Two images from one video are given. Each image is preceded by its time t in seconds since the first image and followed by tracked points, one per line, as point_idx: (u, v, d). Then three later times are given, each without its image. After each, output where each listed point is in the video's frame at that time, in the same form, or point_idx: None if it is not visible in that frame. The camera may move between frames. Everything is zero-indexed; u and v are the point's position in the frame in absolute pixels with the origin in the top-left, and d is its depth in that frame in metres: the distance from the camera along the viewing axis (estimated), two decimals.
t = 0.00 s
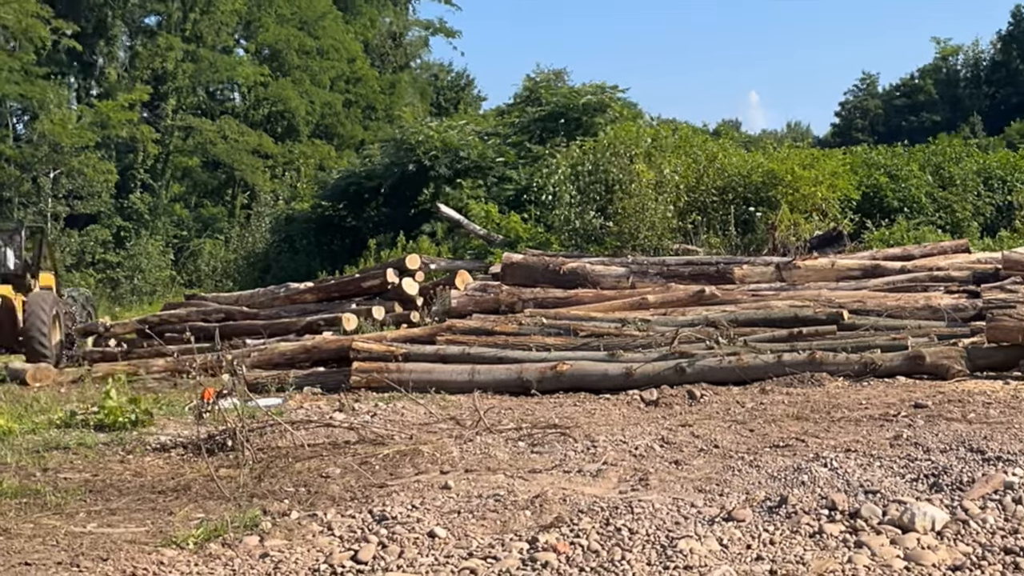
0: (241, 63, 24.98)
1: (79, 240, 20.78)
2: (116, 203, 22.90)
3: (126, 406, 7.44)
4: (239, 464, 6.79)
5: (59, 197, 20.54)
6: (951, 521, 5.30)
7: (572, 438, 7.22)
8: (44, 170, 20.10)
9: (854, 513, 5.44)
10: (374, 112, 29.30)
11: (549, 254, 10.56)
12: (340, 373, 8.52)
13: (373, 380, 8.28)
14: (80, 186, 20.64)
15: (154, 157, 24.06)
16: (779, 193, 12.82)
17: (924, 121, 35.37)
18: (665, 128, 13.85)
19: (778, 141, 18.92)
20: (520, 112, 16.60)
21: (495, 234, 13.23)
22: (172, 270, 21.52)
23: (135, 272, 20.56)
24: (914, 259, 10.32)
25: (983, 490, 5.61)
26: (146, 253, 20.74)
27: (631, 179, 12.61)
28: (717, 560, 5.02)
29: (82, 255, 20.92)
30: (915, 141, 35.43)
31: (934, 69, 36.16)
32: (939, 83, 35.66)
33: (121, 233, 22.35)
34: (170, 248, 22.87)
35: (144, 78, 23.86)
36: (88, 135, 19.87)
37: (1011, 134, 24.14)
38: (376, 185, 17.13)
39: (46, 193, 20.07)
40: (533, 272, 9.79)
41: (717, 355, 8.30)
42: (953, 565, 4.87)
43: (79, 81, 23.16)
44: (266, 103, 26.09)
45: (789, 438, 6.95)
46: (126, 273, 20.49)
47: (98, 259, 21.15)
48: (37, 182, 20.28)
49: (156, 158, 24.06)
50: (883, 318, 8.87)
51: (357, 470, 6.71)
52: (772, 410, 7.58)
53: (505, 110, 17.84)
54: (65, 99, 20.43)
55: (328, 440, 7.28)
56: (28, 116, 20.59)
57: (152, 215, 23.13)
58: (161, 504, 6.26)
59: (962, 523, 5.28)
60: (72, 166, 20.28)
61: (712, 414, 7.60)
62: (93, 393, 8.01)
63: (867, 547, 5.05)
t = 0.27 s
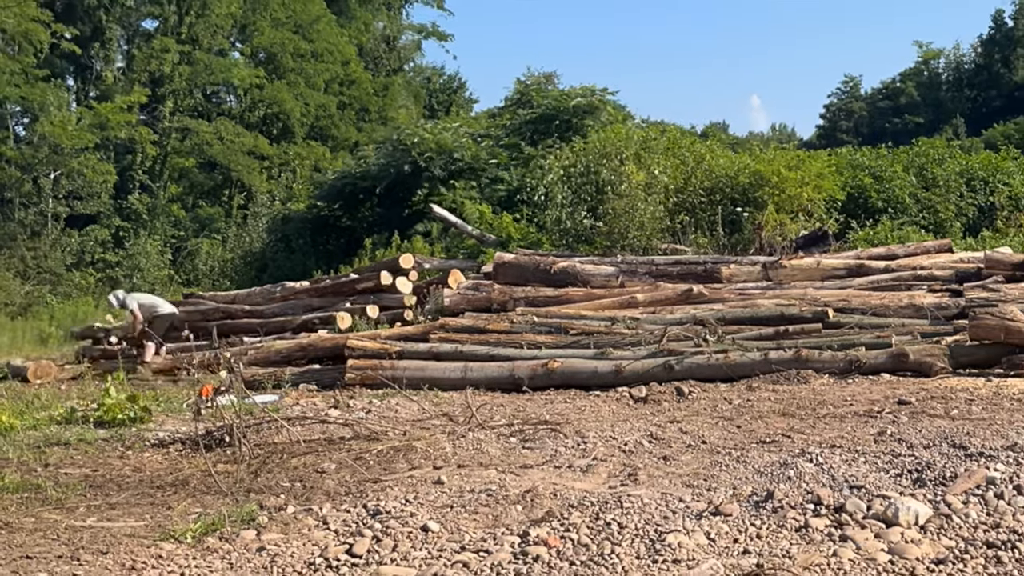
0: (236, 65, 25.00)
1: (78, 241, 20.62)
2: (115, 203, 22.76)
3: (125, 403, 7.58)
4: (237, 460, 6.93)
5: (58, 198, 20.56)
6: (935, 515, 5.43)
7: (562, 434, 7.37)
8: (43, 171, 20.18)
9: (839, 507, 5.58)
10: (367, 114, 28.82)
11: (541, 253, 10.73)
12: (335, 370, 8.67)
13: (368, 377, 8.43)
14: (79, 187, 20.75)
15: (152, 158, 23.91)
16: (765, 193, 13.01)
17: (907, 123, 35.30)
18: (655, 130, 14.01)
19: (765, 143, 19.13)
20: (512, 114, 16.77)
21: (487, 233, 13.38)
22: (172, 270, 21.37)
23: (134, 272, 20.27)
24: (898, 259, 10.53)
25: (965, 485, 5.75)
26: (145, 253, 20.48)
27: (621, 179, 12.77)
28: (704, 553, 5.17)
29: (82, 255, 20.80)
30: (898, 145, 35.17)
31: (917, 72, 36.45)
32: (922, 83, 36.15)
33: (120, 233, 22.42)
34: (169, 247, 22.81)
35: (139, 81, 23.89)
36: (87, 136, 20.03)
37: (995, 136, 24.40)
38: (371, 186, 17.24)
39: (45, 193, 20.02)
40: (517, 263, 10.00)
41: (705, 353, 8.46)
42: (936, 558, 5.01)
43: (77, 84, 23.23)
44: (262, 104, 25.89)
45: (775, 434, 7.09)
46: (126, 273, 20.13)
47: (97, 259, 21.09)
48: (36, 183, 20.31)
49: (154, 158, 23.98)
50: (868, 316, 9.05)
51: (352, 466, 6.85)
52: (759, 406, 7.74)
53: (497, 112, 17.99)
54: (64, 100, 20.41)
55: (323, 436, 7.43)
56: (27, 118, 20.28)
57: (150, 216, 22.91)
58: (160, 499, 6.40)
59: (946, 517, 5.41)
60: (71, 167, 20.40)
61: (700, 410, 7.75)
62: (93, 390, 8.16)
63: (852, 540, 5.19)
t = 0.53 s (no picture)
0: (234, 68, 24.61)
1: (78, 241, 20.70)
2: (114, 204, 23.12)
3: (124, 400, 7.73)
4: (234, 456, 7.07)
5: (60, 199, 20.55)
6: (918, 510, 5.59)
7: (553, 430, 7.53)
8: (45, 172, 20.12)
9: (824, 502, 5.73)
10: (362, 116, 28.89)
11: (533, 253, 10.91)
12: (331, 367, 8.81)
13: (362, 374, 8.57)
14: (80, 189, 20.75)
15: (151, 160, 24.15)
16: (752, 194, 13.19)
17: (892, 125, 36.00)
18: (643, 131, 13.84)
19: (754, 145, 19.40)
20: (504, 116, 16.94)
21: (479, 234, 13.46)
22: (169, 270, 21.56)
23: (134, 271, 20.55)
24: (883, 259, 10.74)
25: (949, 480, 5.92)
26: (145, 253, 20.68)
27: (611, 179, 12.94)
28: (693, 548, 5.32)
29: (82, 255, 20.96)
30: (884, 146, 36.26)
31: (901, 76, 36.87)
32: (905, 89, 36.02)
33: (119, 233, 22.56)
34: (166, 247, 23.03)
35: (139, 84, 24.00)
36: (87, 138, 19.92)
37: (976, 138, 24.73)
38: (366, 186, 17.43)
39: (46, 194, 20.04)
40: (510, 264, 10.17)
41: (694, 351, 8.63)
42: (920, 551, 5.16)
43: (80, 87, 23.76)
44: (259, 108, 25.85)
45: (762, 430, 7.25)
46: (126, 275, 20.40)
47: (98, 260, 21.29)
48: (38, 184, 20.23)
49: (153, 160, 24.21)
50: (853, 315, 9.23)
51: (347, 462, 7.00)
52: (746, 403, 7.91)
53: (490, 114, 18.18)
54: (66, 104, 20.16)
55: (319, 432, 7.58)
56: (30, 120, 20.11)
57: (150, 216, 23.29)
58: (158, 494, 6.54)
59: (929, 512, 5.57)
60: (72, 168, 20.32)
61: (689, 407, 7.90)
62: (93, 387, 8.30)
63: (838, 534, 5.35)
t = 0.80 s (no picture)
0: (231, 72, 25.38)
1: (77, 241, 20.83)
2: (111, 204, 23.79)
3: (123, 397, 7.87)
4: (231, 452, 7.21)
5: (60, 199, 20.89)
6: (903, 504, 5.66)
7: (544, 426, 7.68)
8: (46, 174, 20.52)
9: (810, 497, 5.81)
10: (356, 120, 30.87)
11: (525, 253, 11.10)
12: (326, 364, 8.94)
13: (357, 372, 8.71)
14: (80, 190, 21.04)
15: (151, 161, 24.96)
16: (738, 194, 13.40)
17: (875, 127, 35.99)
18: (633, 134, 14.32)
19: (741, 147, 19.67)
20: (495, 118, 17.13)
21: (471, 234, 13.60)
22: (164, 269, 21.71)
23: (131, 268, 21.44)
24: (867, 258, 10.95)
25: (933, 475, 5.96)
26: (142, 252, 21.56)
27: (600, 180, 13.15)
28: (681, 542, 5.45)
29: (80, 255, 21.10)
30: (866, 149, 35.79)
31: (886, 79, 37.43)
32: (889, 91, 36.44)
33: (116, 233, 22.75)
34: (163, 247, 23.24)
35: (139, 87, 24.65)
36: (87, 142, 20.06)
37: (958, 139, 25.07)
38: (361, 187, 17.47)
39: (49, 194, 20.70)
40: (501, 263, 10.36)
41: (682, 349, 8.80)
42: (904, 545, 5.25)
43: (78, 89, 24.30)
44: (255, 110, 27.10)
45: (749, 426, 7.40)
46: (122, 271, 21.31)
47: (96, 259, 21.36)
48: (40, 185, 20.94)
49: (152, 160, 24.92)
50: (839, 314, 9.41)
51: (341, 458, 7.14)
52: (733, 399, 8.07)
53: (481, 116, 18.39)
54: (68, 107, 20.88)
55: (314, 429, 7.73)
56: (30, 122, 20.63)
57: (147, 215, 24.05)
58: (157, 489, 6.68)
59: (914, 506, 5.64)
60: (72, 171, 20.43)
61: (677, 403, 8.06)
62: (93, 384, 8.45)
63: (823, 529, 5.44)
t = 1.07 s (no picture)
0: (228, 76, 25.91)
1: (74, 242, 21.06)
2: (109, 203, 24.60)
3: (122, 395, 8.01)
4: (228, 450, 7.36)
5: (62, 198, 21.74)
6: (888, 501, 5.80)
7: (535, 424, 7.83)
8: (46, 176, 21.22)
9: (797, 493, 5.97)
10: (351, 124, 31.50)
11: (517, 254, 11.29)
12: (321, 363, 9.10)
13: (352, 370, 8.86)
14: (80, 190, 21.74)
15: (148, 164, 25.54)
16: (727, 196, 13.55)
17: (861, 129, 37.03)
18: (622, 137, 14.52)
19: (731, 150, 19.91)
20: (488, 121, 17.34)
21: (465, 235, 13.77)
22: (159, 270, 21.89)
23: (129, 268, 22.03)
24: (853, 258, 11.15)
25: (917, 472, 6.13)
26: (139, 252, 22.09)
27: (590, 182, 13.34)
28: (671, 537, 5.58)
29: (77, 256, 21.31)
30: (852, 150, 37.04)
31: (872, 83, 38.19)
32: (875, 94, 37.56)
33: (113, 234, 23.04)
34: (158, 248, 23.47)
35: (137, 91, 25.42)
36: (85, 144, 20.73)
37: (942, 142, 25.40)
38: (355, 189, 17.68)
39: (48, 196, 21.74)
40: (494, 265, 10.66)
41: (671, 348, 8.96)
42: (888, 541, 5.40)
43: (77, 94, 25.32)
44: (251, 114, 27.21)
45: (737, 424, 7.55)
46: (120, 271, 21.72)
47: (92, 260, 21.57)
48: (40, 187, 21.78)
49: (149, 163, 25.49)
50: (824, 314, 9.60)
51: (336, 455, 7.29)
52: (721, 397, 8.23)
53: (474, 119, 18.61)
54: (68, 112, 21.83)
55: (310, 427, 7.87)
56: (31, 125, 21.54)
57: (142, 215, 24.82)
58: (155, 486, 6.81)
59: (898, 502, 5.79)
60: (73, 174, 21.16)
61: (665, 402, 8.22)
62: (92, 383, 8.59)
63: (809, 525, 5.58)
